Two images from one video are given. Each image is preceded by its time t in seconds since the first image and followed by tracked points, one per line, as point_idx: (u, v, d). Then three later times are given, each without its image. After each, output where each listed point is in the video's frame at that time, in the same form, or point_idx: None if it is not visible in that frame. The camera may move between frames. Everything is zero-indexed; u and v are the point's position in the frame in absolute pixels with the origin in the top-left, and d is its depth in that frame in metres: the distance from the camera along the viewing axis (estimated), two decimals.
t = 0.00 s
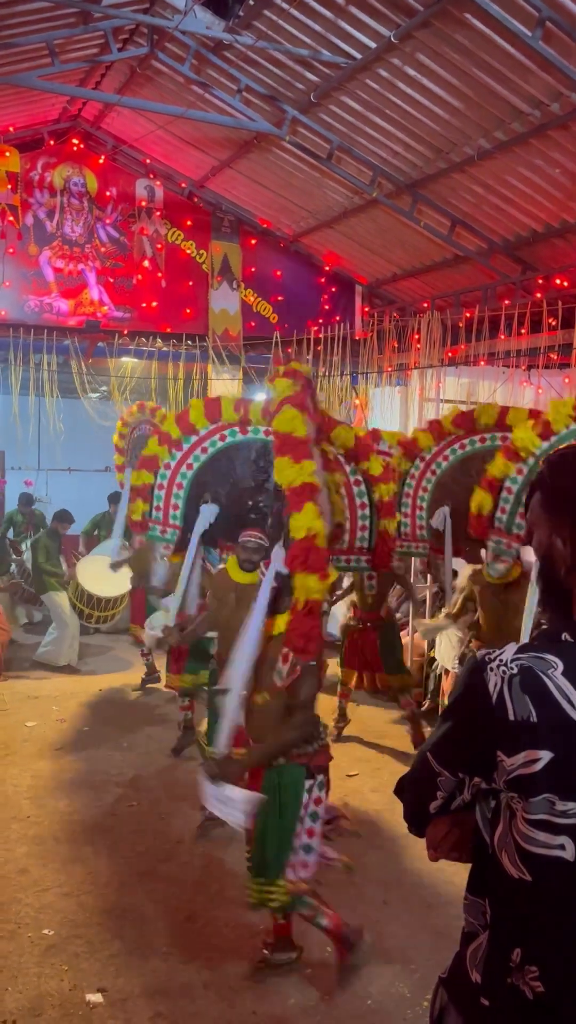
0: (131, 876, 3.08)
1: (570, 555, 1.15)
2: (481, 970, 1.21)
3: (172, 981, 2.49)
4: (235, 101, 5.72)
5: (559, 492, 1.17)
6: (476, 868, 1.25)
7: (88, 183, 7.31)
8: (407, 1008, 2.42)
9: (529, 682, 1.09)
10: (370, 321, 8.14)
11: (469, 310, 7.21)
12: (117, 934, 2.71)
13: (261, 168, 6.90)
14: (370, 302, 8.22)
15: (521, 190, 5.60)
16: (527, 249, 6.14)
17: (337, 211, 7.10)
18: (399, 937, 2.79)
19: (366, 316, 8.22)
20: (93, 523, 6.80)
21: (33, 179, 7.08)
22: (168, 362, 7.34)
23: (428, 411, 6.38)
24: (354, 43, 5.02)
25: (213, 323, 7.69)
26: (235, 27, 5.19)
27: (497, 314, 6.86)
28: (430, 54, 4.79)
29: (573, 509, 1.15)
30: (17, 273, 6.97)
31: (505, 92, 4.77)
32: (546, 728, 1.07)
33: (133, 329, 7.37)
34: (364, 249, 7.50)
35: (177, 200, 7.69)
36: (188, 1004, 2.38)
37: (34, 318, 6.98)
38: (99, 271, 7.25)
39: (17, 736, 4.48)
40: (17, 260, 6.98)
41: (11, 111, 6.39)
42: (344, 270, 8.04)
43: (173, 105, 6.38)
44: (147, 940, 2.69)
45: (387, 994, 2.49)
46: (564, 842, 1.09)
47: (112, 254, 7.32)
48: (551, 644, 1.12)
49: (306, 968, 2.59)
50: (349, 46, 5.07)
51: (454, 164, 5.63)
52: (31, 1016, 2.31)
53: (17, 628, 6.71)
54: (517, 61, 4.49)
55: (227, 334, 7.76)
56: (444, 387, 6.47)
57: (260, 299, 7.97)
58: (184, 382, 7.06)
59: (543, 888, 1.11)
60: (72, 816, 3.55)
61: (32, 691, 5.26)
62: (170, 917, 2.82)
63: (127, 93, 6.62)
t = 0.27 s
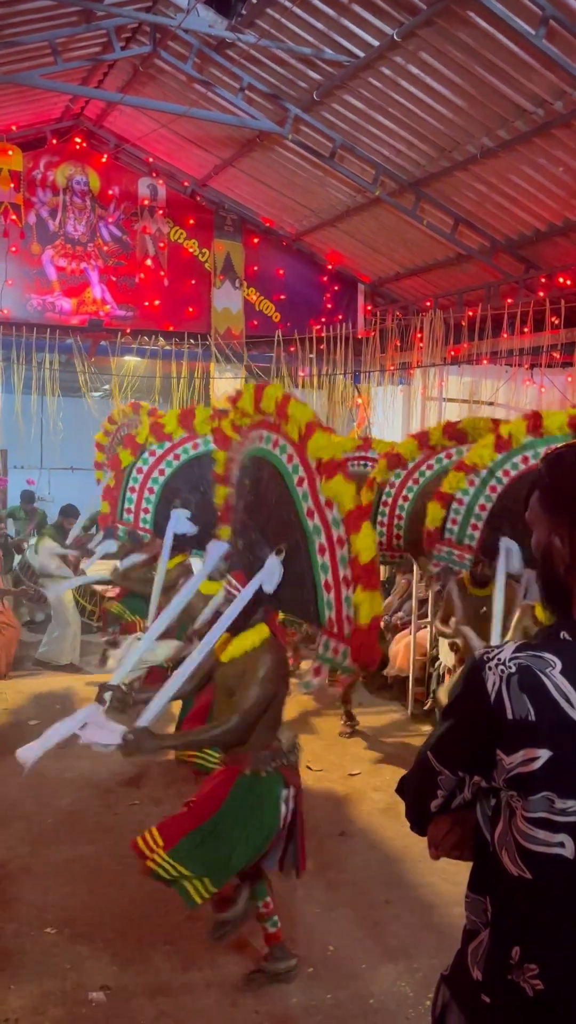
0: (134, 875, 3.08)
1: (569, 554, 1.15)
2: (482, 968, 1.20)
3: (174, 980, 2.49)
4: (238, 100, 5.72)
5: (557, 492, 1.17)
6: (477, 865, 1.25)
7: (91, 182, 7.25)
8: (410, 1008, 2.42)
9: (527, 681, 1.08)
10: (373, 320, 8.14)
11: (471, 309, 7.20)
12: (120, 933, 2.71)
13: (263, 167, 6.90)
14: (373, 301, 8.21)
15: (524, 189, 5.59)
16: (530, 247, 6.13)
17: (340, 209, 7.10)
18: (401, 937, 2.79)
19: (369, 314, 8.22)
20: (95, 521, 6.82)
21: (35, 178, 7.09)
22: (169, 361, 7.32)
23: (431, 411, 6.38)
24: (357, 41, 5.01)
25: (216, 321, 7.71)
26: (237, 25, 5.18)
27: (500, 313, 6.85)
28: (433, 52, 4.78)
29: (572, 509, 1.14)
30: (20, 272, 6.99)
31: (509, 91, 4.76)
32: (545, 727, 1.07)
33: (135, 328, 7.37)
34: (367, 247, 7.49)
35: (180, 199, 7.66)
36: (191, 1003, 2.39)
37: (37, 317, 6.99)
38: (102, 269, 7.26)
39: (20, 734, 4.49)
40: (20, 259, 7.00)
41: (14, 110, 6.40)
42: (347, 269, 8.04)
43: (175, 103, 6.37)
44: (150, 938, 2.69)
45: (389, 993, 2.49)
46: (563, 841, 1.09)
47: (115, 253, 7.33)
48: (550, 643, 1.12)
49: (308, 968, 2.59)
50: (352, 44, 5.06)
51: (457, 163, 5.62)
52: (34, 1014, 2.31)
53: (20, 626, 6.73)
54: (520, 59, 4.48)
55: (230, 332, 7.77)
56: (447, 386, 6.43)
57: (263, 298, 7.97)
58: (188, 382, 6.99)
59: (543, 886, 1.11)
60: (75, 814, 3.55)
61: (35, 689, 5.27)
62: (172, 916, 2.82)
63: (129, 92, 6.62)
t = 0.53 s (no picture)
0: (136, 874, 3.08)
1: (567, 551, 1.15)
2: (483, 965, 1.20)
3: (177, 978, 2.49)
4: (240, 98, 5.71)
5: (554, 488, 1.17)
6: (478, 862, 1.25)
7: (93, 181, 7.32)
8: (412, 1007, 2.42)
9: (524, 677, 1.08)
10: (375, 319, 8.13)
11: (474, 308, 7.19)
12: (122, 932, 2.71)
13: (266, 166, 6.89)
14: (375, 300, 8.21)
15: (527, 187, 5.58)
16: (532, 246, 6.12)
17: (342, 209, 7.09)
18: (403, 936, 2.78)
19: (371, 313, 8.21)
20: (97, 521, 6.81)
21: (38, 177, 7.08)
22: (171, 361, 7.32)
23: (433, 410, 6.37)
24: (359, 39, 5.00)
25: (218, 320, 7.71)
26: (239, 24, 5.18)
27: (503, 312, 6.84)
28: (435, 50, 4.77)
29: (570, 505, 1.14)
30: (22, 271, 6.98)
31: (511, 88, 4.75)
32: (542, 723, 1.07)
33: (137, 328, 7.37)
34: (369, 246, 7.49)
35: (181, 198, 7.68)
36: (193, 1002, 2.38)
37: (39, 316, 6.99)
38: (104, 268, 7.26)
39: (22, 733, 4.50)
40: (22, 258, 6.99)
41: (16, 109, 6.40)
42: (349, 268, 8.03)
43: (177, 102, 6.38)
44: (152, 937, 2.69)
45: (391, 993, 2.48)
46: (561, 836, 1.09)
47: (117, 252, 7.34)
48: (547, 638, 1.11)
49: (310, 967, 2.59)
50: (355, 43, 5.06)
51: (460, 161, 5.61)
52: (36, 1012, 2.31)
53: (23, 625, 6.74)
54: (522, 57, 4.47)
55: (232, 331, 7.77)
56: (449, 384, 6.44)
57: (265, 297, 7.97)
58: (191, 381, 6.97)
59: (543, 882, 1.10)
60: (77, 814, 3.55)
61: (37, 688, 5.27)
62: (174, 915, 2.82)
63: (132, 91, 6.62)
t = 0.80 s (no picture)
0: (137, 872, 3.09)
1: (564, 550, 1.15)
2: (482, 967, 1.20)
3: (179, 977, 2.49)
4: (242, 98, 5.72)
5: (552, 487, 1.17)
6: (478, 863, 1.25)
7: (95, 180, 7.27)
8: (413, 1006, 2.42)
9: (523, 677, 1.08)
10: (377, 318, 8.14)
11: (476, 307, 7.19)
12: (124, 930, 2.72)
13: (268, 165, 6.90)
14: (377, 299, 8.22)
15: (529, 186, 5.57)
16: (534, 245, 6.12)
17: (344, 208, 7.09)
18: (404, 934, 2.79)
19: (373, 313, 8.21)
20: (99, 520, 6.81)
21: (40, 177, 7.08)
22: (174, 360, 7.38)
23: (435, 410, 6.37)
24: (361, 39, 5.00)
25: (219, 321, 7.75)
26: (241, 24, 5.17)
27: (504, 311, 6.84)
28: (437, 49, 4.77)
29: (568, 503, 1.14)
30: (24, 271, 7.00)
31: (513, 88, 4.75)
32: (541, 723, 1.07)
33: (139, 327, 7.39)
34: (371, 245, 7.49)
35: (183, 197, 7.62)
36: (194, 1000, 2.39)
37: (41, 315, 7.02)
38: (106, 268, 7.27)
39: (24, 731, 4.51)
40: (24, 257, 7.01)
41: (18, 108, 6.41)
42: (351, 267, 8.04)
43: (179, 102, 6.38)
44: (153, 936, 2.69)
45: (392, 992, 2.48)
46: (560, 837, 1.09)
47: (119, 252, 7.34)
48: (546, 638, 1.11)
49: (311, 967, 2.59)
50: (356, 43, 5.05)
51: (462, 161, 5.60)
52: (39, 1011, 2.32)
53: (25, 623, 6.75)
54: (524, 56, 4.46)
55: (234, 330, 7.82)
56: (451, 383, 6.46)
57: (267, 296, 7.97)
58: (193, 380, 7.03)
59: (541, 883, 1.10)
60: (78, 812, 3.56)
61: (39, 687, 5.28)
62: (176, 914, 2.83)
63: (133, 90, 6.62)
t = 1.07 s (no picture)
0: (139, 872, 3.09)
1: (563, 551, 1.15)
2: (483, 968, 1.20)
3: (181, 976, 2.50)
4: (243, 98, 5.72)
5: (551, 489, 1.17)
6: (478, 866, 1.25)
7: (97, 181, 7.32)
8: (415, 1006, 2.42)
9: (524, 679, 1.08)
10: (379, 318, 8.15)
11: (477, 306, 7.19)
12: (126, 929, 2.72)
13: (269, 165, 6.89)
14: (378, 298, 8.22)
15: (531, 186, 5.57)
16: (536, 245, 6.11)
17: (345, 208, 7.08)
18: (405, 934, 2.79)
19: (374, 313, 8.22)
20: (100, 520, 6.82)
21: (41, 177, 7.09)
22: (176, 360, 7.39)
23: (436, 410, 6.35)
24: (362, 39, 5.00)
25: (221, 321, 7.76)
26: (242, 24, 5.17)
27: (506, 310, 6.83)
28: (439, 49, 4.76)
29: (567, 504, 1.14)
30: (26, 271, 6.99)
31: (515, 88, 4.74)
32: (542, 725, 1.07)
33: (141, 328, 7.38)
34: (373, 245, 7.49)
35: (185, 198, 7.68)
36: (197, 1000, 2.39)
37: (43, 316, 7.01)
38: (108, 268, 7.27)
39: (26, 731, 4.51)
40: (26, 258, 7.00)
41: (19, 109, 6.41)
42: (352, 266, 8.04)
43: (181, 102, 6.38)
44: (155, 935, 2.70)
45: (394, 992, 2.49)
46: (563, 839, 1.09)
47: (120, 252, 7.34)
48: (547, 639, 1.12)
49: (314, 967, 2.59)
50: (358, 42, 5.05)
51: (463, 160, 5.60)
52: (42, 1011, 2.32)
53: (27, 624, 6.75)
54: (526, 56, 4.46)
55: (236, 331, 7.81)
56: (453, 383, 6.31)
57: (268, 296, 7.97)
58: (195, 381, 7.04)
59: (543, 885, 1.11)
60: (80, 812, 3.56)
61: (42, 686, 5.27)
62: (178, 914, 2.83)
63: (135, 91, 6.62)
